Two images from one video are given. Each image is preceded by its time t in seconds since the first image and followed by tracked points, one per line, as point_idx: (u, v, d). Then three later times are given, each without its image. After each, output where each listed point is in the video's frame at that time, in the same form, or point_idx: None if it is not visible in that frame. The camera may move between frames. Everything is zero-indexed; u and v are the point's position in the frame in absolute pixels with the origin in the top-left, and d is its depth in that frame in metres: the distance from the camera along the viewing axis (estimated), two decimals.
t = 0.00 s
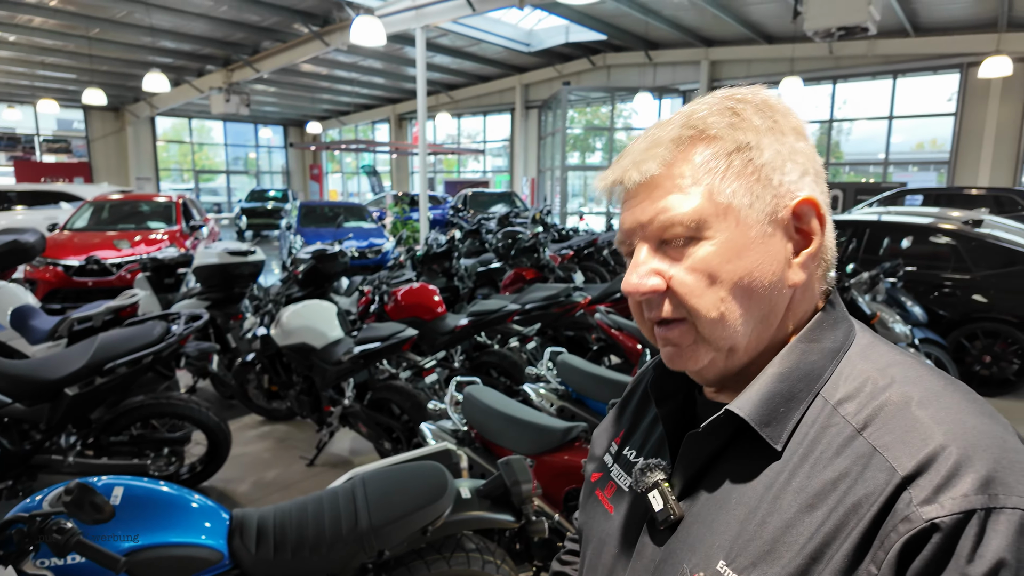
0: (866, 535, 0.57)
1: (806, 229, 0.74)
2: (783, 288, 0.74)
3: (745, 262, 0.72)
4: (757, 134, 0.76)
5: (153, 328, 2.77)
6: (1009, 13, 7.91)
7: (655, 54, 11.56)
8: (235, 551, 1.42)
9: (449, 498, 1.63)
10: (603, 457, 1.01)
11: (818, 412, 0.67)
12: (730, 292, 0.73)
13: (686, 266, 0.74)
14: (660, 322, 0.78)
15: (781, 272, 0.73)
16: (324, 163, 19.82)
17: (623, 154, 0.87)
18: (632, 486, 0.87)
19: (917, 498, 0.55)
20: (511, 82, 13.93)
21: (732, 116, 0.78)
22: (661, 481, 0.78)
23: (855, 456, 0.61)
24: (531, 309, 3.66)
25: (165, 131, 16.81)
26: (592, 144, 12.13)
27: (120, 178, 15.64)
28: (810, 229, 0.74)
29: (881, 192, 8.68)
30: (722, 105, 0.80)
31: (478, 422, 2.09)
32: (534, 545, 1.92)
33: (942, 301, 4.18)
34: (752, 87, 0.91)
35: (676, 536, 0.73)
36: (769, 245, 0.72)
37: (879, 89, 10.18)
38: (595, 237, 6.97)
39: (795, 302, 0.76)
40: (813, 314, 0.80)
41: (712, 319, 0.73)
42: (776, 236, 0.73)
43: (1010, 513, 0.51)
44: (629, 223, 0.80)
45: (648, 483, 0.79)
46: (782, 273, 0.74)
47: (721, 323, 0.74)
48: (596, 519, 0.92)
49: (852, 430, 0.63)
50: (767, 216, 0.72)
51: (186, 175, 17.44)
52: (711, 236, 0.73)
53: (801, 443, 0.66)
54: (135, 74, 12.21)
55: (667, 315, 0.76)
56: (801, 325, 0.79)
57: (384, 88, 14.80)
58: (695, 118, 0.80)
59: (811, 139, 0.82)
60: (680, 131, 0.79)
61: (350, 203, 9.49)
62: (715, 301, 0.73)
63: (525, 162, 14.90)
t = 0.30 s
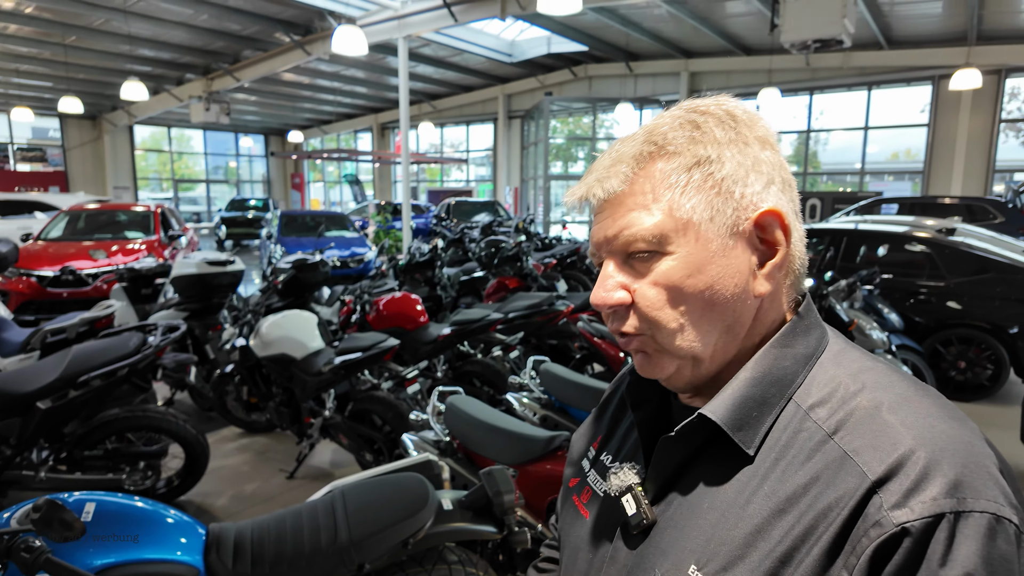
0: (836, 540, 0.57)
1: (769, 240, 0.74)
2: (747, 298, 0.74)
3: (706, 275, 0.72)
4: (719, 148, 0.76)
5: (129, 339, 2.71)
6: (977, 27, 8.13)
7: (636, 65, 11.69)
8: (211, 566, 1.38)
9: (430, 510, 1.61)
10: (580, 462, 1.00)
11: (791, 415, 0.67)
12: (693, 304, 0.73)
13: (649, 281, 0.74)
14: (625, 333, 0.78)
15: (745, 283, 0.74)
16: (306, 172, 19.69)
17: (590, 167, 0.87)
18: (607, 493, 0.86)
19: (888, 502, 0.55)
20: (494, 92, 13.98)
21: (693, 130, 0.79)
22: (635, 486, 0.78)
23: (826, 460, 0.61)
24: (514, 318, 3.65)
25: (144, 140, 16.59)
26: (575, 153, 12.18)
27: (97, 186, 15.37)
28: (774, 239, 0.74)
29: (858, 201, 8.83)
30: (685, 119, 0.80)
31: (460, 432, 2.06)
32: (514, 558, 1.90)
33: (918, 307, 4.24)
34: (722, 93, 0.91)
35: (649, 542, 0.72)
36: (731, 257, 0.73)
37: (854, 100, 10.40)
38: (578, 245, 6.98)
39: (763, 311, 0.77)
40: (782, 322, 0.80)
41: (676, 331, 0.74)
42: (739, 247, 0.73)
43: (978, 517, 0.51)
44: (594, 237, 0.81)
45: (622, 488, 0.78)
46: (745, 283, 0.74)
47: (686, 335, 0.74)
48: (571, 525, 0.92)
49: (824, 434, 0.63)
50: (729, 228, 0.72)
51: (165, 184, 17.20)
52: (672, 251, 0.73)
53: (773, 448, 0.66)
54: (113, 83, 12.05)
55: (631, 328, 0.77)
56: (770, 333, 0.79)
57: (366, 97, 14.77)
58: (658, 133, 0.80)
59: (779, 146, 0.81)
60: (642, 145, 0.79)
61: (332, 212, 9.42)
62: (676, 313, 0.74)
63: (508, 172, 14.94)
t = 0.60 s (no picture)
0: (821, 551, 0.57)
1: (756, 250, 0.75)
2: (733, 306, 0.75)
3: (692, 281, 0.72)
4: (711, 156, 0.76)
5: (108, 350, 2.65)
6: (952, 39, 8.31)
7: (620, 75, 11.79)
8: None
9: (416, 522, 1.59)
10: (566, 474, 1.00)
11: (775, 426, 0.67)
12: (679, 309, 0.73)
13: (636, 283, 0.74)
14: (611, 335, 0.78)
15: (730, 292, 0.74)
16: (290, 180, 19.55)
17: (582, 170, 0.88)
18: (593, 503, 0.85)
19: (870, 513, 0.55)
20: (479, 101, 14.02)
21: (687, 138, 0.79)
22: (620, 496, 0.77)
23: (810, 471, 0.61)
24: (500, 326, 3.63)
25: (125, 147, 16.40)
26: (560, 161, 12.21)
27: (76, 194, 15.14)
28: (761, 250, 0.75)
29: (838, 209, 8.98)
30: (680, 127, 0.81)
31: (447, 442, 2.04)
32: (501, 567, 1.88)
33: (898, 314, 4.30)
34: (718, 106, 0.92)
35: (635, 554, 0.72)
36: (717, 265, 0.73)
37: (834, 109, 10.57)
38: (564, 253, 6.98)
39: (747, 321, 0.77)
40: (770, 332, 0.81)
41: (661, 334, 0.74)
42: (727, 255, 0.73)
43: (959, 527, 0.52)
44: (584, 239, 0.81)
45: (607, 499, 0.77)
46: (732, 291, 0.74)
47: (670, 338, 0.74)
48: (557, 536, 0.91)
49: (808, 444, 0.63)
50: (717, 237, 0.73)
51: (146, 191, 16.98)
52: (660, 256, 0.73)
53: (758, 458, 0.66)
54: (93, 89, 11.89)
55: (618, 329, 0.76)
56: (755, 342, 0.79)
57: (351, 105, 14.73)
58: (652, 138, 0.81)
59: (771, 161, 0.82)
60: (634, 150, 0.80)
61: (316, 219, 9.36)
62: (663, 316, 0.73)
63: (494, 180, 14.96)
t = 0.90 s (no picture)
0: (829, 562, 0.57)
1: (752, 256, 0.75)
2: (729, 312, 0.74)
3: (688, 287, 0.72)
4: (704, 162, 0.76)
5: (91, 358, 2.60)
6: (933, 48, 8.45)
7: (608, 82, 11.87)
8: None
9: (405, 532, 1.57)
10: (562, 483, 0.99)
11: (776, 434, 0.67)
12: (675, 315, 0.73)
13: (632, 290, 0.74)
14: (607, 342, 0.78)
15: (727, 298, 0.74)
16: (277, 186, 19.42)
17: (576, 177, 0.87)
18: (588, 513, 0.85)
19: (879, 525, 0.55)
20: (468, 107, 14.04)
21: (680, 144, 0.79)
22: (618, 506, 0.77)
23: (813, 480, 0.61)
24: (490, 332, 3.62)
25: (109, 153, 16.23)
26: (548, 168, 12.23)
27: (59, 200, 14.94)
28: (757, 256, 0.75)
29: (824, 215, 9.07)
30: (672, 134, 0.81)
31: (436, 450, 2.02)
32: None
33: (884, 318, 4.34)
34: (709, 110, 0.92)
35: (633, 564, 0.71)
36: (713, 270, 0.73)
37: (819, 117, 10.72)
38: (552, 259, 6.98)
39: (743, 327, 0.77)
40: (766, 337, 0.80)
41: (657, 340, 0.73)
42: (722, 261, 0.73)
43: (968, 538, 0.52)
44: (579, 246, 0.80)
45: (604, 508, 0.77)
46: (729, 297, 0.74)
47: (666, 345, 0.73)
48: (552, 546, 0.90)
49: (809, 453, 0.63)
50: (713, 242, 0.73)
51: (131, 198, 16.79)
52: (656, 262, 0.73)
53: (759, 466, 0.65)
54: (77, 94, 11.76)
55: (614, 336, 0.76)
56: (751, 349, 0.79)
57: (339, 111, 14.68)
58: (644, 145, 0.80)
59: (764, 165, 0.82)
60: (628, 157, 0.80)
61: (304, 226, 9.29)
62: (659, 323, 0.73)
63: (482, 186, 14.96)
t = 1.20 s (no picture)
0: None
1: (746, 264, 0.75)
2: (723, 321, 0.74)
3: (681, 296, 0.72)
4: (700, 169, 0.76)
5: (76, 365, 2.56)
6: (919, 55, 8.56)
7: (598, 88, 11.94)
8: None
9: (396, 541, 1.56)
10: (552, 494, 0.98)
11: (773, 443, 0.66)
12: (667, 323, 0.72)
13: (625, 298, 0.73)
14: (600, 351, 0.77)
15: (721, 306, 0.73)
16: (267, 191, 19.35)
17: (570, 183, 0.87)
18: (581, 525, 0.84)
19: (883, 538, 0.54)
20: (459, 112, 14.06)
21: (674, 151, 0.79)
22: (612, 517, 0.76)
23: (811, 491, 0.60)
24: (481, 337, 3.60)
25: (97, 158, 16.08)
26: (539, 173, 12.24)
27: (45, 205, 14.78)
28: (751, 263, 0.74)
29: (812, 220, 9.15)
30: (667, 140, 0.81)
31: (427, 456, 1.99)
32: None
33: (872, 323, 4.36)
34: (703, 117, 0.92)
35: None
36: (707, 279, 0.72)
37: (808, 123, 10.82)
38: (543, 264, 6.97)
39: (737, 334, 0.77)
40: (760, 346, 0.80)
41: (649, 348, 0.73)
42: (717, 268, 0.73)
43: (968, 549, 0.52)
44: (572, 253, 0.80)
45: (598, 519, 0.76)
46: (723, 305, 0.74)
47: (659, 353, 0.73)
48: (544, 557, 0.89)
49: (807, 463, 0.63)
50: (706, 249, 0.72)
51: (118, 203, 16.64)
52: (649, 269, 0.73)
53: (756, 477, 0.65)
54: (64, 99, 11.65)
55: (607, 343, 0.75)
56: (746, 357, 0.79)
57: (329, 116, 14.64)
58: (638, 151, 0.80)
59: (759, 171, 0.82)
60: (622, 162, 0.80)
61: (293, 230, 9.24)
62: (652, 331, 0.72)
63: (473, 191, 14.96)
